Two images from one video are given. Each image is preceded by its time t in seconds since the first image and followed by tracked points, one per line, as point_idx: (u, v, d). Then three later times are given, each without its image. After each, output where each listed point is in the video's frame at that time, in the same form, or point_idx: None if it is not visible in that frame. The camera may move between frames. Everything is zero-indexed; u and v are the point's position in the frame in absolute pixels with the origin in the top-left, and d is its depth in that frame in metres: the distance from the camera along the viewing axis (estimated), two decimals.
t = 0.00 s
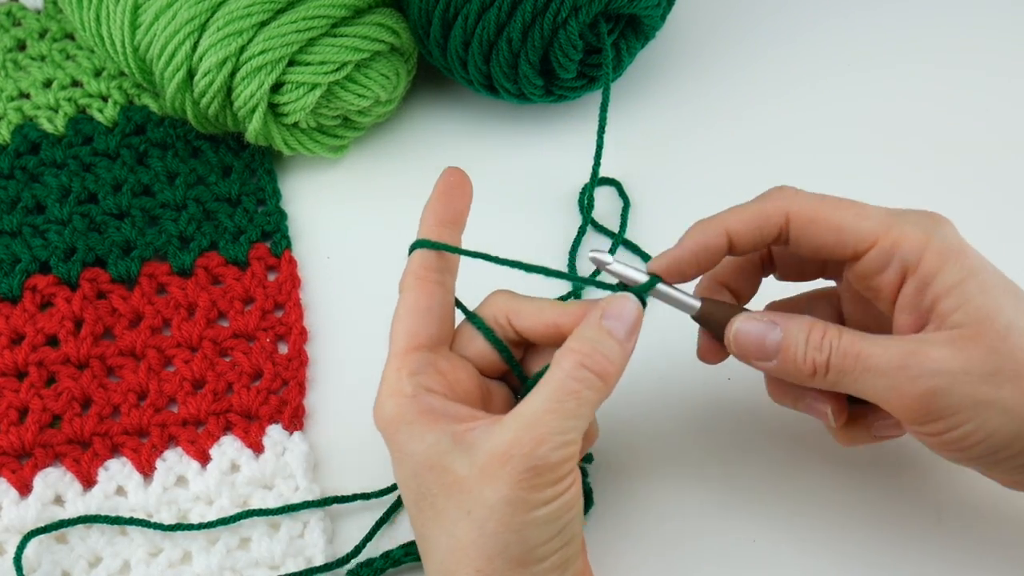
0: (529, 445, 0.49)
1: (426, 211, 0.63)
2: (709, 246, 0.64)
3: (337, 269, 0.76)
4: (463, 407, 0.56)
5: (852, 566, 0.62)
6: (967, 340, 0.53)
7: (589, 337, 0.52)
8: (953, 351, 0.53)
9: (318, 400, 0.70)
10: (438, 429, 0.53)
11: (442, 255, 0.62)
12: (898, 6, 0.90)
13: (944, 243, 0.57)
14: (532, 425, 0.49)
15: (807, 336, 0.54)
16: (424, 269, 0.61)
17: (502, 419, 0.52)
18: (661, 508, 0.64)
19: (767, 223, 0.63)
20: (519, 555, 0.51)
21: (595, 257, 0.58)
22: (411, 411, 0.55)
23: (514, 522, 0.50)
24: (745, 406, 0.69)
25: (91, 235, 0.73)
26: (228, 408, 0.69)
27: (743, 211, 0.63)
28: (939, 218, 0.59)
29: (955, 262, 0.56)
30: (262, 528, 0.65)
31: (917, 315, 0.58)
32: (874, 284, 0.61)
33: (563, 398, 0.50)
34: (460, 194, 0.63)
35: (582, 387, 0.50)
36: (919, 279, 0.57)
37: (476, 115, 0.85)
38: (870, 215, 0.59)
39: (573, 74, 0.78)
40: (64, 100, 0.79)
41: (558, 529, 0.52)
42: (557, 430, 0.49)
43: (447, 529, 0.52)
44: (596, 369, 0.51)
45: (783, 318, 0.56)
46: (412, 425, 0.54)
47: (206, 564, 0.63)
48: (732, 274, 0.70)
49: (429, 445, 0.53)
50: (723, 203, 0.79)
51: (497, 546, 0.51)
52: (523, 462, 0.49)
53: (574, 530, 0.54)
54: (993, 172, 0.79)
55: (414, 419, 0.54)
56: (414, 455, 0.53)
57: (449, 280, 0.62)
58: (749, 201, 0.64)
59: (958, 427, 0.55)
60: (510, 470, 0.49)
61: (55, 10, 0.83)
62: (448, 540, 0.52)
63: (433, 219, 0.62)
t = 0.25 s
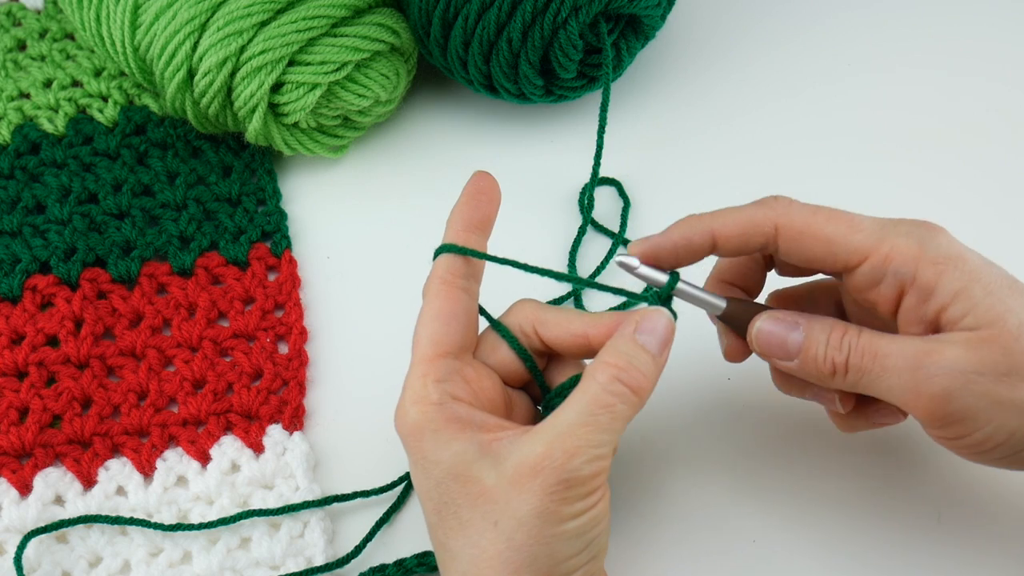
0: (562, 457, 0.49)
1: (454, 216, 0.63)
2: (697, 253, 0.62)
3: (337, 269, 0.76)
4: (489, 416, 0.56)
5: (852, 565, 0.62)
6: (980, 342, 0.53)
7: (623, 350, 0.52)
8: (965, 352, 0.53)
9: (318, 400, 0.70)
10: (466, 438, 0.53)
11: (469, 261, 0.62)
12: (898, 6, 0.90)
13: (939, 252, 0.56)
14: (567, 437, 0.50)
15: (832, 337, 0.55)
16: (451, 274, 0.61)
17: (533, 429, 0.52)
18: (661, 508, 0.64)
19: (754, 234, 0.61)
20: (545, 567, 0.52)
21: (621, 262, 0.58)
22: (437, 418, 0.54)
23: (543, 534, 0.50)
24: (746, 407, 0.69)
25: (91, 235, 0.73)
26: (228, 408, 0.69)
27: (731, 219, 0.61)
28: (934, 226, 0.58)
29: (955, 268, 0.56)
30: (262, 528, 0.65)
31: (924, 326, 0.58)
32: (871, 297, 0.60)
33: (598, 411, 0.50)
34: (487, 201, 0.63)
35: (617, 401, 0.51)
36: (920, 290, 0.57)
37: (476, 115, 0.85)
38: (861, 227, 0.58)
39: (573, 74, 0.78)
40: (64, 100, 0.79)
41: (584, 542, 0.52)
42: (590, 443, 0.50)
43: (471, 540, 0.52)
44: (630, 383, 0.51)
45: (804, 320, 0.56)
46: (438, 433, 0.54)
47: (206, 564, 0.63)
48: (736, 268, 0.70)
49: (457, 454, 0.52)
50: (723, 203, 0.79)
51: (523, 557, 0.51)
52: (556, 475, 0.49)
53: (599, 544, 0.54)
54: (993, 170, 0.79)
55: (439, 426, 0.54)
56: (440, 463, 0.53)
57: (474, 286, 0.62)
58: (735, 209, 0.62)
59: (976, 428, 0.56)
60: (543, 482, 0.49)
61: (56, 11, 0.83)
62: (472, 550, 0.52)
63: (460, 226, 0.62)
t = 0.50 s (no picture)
0: (563, 463, 0.49)
1: (468, 221, 0.64)
2: (726, 256, 0.60)
3: (337, 269, 0.76)
4: (495, 421, 0.56)
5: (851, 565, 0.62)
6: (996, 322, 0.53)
7: (627, 359, 0.52)
8: (978, 334, 0.53)
9: (318, 401, 0.70)
10: (470, 441, 0.53)
11: (482, 264, 0.63)
12: (898, 6, 0.90)
13: (974, 224, 0.54)
14: (569, 442, 0.50)
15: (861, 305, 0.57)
16: (464, 277, 0.62)
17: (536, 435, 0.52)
18: (661, 509, 0.64)
19: (785, 239, 0.58)
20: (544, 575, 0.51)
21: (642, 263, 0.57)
22: (444, 421, 0.55)
23: (541, 541, 0.50)
24: (747, 407, 0.68)
25: (91, 235, 0.73)
26: (228, 408, 0.69)
27: (757, 226, 0.58)
28: (965, 194, 0.55)
29: (988, 241, 0.54)
30: (262, 528, 0.65)
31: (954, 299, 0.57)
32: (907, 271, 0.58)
33: (599, 418, 0.50)
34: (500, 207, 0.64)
35: (619, 408, 0.51)
36: (952, 265, 0.55)
37: (476, 115, 0.85)
38: (893, 211, 0.55)
39: (573, 74, 0.78)
40: (64, 100, 0.79)
41: (583, 551, 0.52)
42: (592, 450, 0.50)
43: (470, 544, 0.52)
44: (633, 391, 0.51)
45: (837, 289, 0.58)
46: (444, 435, 0.54)
47: (206, 564, 0.63)
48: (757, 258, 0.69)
49: (460, 457, 0.53)
50: (723, 203, 0.79)
51: (522, 564, 0.50)
52: (556, 480, 0.49)
53: (597, 554, 0.54)
54: (994, 169, 0.79)
55: (445, 428, 0.54)
56: (444, 465, 0.53)
57: (486, 291, 0.63)
58: (758, 212, 0.59)
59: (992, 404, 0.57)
60: (543, 487, 0.49)
61: (56, 11, 0.83)
62: (471, 555, 0.51)
63: (473, 230, 0.63)
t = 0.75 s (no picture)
0: (553, 458, 0.49)
1: (469, 227, 0.64)
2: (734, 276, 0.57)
3: (337, 269, 0.76)
4: (490, 420, 0.56)
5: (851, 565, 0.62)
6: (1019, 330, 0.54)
7: (615, 354, 0.52)
8: (1002, 342, 0.54)
9: (318, 401, 0.70)
10: (463, 440, 0.53)
11: (482, 268, 0.63)
12: (898, 6, 0.90)
13: (985, 234, 0.53)
14: (559, 438, 0.49)
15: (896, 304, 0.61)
16: (463, 282, 0.62)
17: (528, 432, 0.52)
18: (660, 508, 0.64)
19: (796, 261, 0.55)
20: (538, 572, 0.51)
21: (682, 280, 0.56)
22: (438, 420, 0.55)
23: (534, 536, 0.50)
24: (747, 406, 0.68)
25: (91, 235, 0.73)
26: (228, 408, 0.69)
27: (767, 248, 0.55)
28: (973, 200, 0.54)
29: (1000, 250, 0.53)
30: (262, 528, 0.65)
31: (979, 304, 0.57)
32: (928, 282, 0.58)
33: (588, 413, 0.50)
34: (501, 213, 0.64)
35: (609, 403, 0.50)
36: (969, 276, 0.55)
37: (476, 115, 0.85)
38: (903, 230, 0.54)
39: (573, 74, 0.78)
40: (64, 100, 0.79)
41: (576, 546, 0.52)
42: (581, 444, 0.50)
43: (465, 542, 0.52)
44: (622, 385, 0.51)
45: (870, 291, 0.61)
46: (438, 435, 0.54)
47: (206, 564, 0.63)
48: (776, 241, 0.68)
49: (453, 456, 0.53)
50: (724, 203, 0.79)
51: (515, 560, 0.50)
52: (547, 475, 0.49)
53: (591, 550, 0.53)
54: (995, 168, 0.79)
55: (439, 428, 0.54)
56: (438, 465, 0.53)
57: (484, 295, 0.63)
58: (765, 233, 0.55)
59: None
60: (535, 484, 0.49)
61: (56, 11, 0.83)
62: (466, 552, 0.51)
63: (476, 236, 0.63)
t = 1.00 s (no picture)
0: (548, 454, 0.49)
1: (474, 238, 0.65)
2: (743, 297, 0.57)
3: (336, 269, 0.76)
4: (488, 419, 0.56)
5: (851, 565, 0.62)
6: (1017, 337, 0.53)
7: (609, 351, 0.52)
8: (996, 349, 0.53)
9: (318, 401, 0.70)
10: (461, 439, 0.53)
11: (483, 277, 0.63)
12: (899, 6, 0.90)
13: (988, 241, 0.51)
14: (554, 434, 0.49)
15: (896, 302, 0.61)
16: (465, 288, 0.63)
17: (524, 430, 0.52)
18: (661, 508, 0.64)
19: (805, 284, 0.55)
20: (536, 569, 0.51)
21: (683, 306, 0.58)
22: (436, 419, 0.55)
23: (530, 532, 0.49)
24: (747, 406, 0.68)
25: (91, 235, 0.73)
26: (228, 408, 0.69)
27: (773, 274, 0.55)
28: (977, 204, 0.51)
29: (1004, 257, 0.51)
30: (262, 528, 0.65)
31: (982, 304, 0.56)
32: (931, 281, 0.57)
33: (582, 409, 0.50)
34: (505, 225, 0.65)
35: (603, 398, 0.50)
36: (971, 280, 0.54)
37: (477, 115, 0.85)
38: (909, 243, 0.52)
39: (573, 74, 0.78)
40: (64, 100, 0.79)
41: (574, 541, 0.51)
42: (577, 440, 0.49)
43: (463, 540, 0.51)
44: (617, 380, 0.51)
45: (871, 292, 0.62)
46: (436, 434, 0.54)
47: (206, 564, 0.63)
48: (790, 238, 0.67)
49: (451, 454, 0.53)
50: (723, 203, 0.79)
51: (513, 557, 0.50)
52: (542, 471, 0.49)
53: (588, 546, 0.53)
54: (996, 168, 0.79)
55: (437, 426, 0.54)
56: (436, 463, 0.53)
57: (487, 303, 0.64)
58: (771, 259, 0.55)
59: None
60: (531, 479, 0.49)
61: (56, 11, 0.83)
62: (464, 548, 0.51)
63: (480, 247, 0.64)
